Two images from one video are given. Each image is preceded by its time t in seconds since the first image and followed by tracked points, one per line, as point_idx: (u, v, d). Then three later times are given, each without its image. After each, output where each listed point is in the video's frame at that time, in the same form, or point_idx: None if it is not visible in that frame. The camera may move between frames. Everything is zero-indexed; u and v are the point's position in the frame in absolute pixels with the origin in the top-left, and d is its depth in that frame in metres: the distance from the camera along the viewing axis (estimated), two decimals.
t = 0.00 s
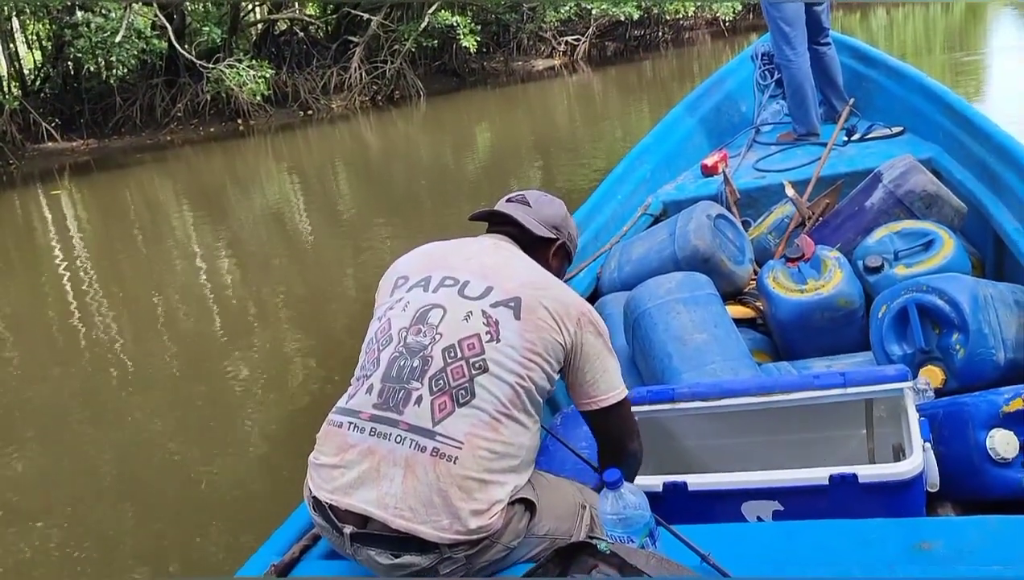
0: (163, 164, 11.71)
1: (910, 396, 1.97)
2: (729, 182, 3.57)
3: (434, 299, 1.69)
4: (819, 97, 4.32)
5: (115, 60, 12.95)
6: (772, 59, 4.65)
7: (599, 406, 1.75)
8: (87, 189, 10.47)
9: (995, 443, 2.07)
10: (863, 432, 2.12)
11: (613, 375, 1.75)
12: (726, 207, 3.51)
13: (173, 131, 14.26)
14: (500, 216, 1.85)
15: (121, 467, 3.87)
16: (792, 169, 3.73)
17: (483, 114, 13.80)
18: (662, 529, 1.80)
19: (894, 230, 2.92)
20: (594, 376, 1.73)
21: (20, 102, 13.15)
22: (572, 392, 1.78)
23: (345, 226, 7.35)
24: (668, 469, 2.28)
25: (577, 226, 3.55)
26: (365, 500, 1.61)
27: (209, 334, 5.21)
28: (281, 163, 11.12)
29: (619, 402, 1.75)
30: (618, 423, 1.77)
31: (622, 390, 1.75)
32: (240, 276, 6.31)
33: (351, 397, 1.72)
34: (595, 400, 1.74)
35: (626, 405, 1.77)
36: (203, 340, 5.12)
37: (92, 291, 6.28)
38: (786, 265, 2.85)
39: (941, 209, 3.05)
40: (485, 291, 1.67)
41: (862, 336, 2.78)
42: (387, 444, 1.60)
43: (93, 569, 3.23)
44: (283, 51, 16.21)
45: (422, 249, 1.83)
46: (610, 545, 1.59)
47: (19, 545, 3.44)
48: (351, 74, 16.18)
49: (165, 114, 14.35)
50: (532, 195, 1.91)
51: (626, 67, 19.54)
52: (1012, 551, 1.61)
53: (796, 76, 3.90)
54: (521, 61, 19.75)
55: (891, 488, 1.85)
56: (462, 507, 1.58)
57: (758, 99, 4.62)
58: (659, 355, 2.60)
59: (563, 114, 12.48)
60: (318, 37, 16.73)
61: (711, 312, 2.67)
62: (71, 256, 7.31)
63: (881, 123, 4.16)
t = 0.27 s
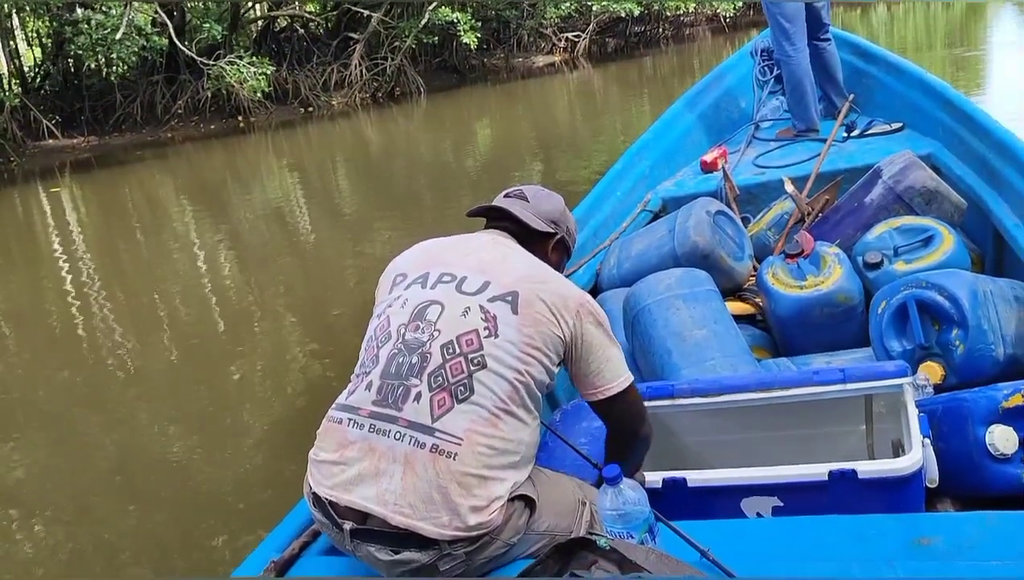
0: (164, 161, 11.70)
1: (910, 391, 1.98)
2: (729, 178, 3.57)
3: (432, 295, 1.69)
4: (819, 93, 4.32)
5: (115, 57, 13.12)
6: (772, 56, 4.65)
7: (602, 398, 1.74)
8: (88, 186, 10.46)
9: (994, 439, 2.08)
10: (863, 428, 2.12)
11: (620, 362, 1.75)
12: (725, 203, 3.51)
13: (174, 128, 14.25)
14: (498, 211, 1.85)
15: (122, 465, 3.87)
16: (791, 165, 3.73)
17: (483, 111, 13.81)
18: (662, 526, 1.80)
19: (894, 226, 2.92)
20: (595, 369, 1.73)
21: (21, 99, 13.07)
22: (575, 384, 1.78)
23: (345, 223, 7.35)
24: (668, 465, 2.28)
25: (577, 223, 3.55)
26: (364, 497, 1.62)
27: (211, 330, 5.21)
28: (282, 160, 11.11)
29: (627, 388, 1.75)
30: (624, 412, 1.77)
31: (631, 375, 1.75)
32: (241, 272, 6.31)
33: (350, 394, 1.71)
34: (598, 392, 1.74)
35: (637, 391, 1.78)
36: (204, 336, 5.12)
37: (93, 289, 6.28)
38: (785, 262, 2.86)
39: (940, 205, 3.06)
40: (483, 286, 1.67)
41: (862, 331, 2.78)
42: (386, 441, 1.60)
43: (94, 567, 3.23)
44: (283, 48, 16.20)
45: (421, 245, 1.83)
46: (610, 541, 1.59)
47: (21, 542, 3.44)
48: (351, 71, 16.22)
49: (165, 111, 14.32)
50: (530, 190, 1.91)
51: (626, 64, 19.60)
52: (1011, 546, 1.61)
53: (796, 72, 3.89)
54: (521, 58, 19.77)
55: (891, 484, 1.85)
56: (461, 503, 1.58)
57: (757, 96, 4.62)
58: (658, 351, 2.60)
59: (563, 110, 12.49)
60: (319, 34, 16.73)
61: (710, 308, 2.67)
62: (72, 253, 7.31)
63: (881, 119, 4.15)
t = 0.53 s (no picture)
0: (164, 159, 11.66)
1: (909, 388, 1.97)
2: (728, 174, 3.56)
3: (431, 293, 1.69)
4: (818, 89, 4.32)
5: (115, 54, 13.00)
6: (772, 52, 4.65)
7: (594, 399, 1.74)
8: (88, 184, 10.42)
9: (993, 435, 2.08)
10: (862, 425, 2.12)
11: (610, 367, 1.74)
12: (725, 200, 3.50)
13: (174, 126, 14.23)
14: (496, 209, 1.85)
15: (123, 462, 3.87)
16: (791, 162, 3.73)
17: (484, 107, 13.79)
18: (661, 522, 1.81)
19: (893, 222, 2.92)
20: (589, 369, 1.73)
21: (22, 96, 13.03)
22: (566, 385, 1.77)
23: (346, 220, 7.34)
24: (666, 462, 2.28)
25: (576, 220, 3.55)
26: (362, 494, 1.61)
27: (211, 328, 5.20)
28: (282, 157, 11.09)
29: (617, 394, 1.75)
30: (611, 419, 1.76)
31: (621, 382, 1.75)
32: (241, 270, 6.30)
33: (349, 391, 1.71)
34: (589, 394, 1.74)
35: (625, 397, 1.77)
36: (205, 334, 5.12)
37: (94, 286, 6.27)
38: (784, 258, 2.86)
39: (939, 202, 3.06)
40: (482, 284, 1.67)
41: (860, 328, 2.78)
42: (384, 438, 1.60)
43: (96, 565, 3.23)
44: (283, 45, 16.17)
45: (420, 242, 1.83)
46: (608, 539, 1.60)
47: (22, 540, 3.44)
48: (352, 68, 16.13)
49: (166, 109, 14.21)
50: (527, 187, 1.90)
51: (627, 60, 19.58)
52: (1010, 542, 1.61)
53: (795, 69, 3.89)
54: (522, 54, 19.74)
55: (890, 482, 1.85)
56: (460, 501, 1.58)
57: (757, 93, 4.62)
58: (658, 348, 2.60)
59: (563, 107, 12.48)
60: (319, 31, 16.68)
61: (710, 305, 2.67)
62: (72, 251, 7.28)
63: (880, 116, 4.16)
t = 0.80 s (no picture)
0: (165, 157, 11.64)
1: (909, 386, 1.97)
2: (728, 173, 3.56)
3: (428, 290, 1.68)
4: (818, 87, 4.32)
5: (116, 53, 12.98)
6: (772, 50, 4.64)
7: (587, 391, 1.73)
8: (89, 182, 10.40)
9: (993, 434, 2.07)
10: (862, 424, 2.12)
11: (604, 360, 1.73)
12: (724, 198, 3.50)
13: (175, 124, 14.20)
14: (496, 202, 1.84)
15: (124, 461, 3.86)
16: (790, 160, 3.73)
17: (485, 105, 13.77)
18: (661, 521, 1.80)
19: (893, 220, 2.92)
20: (583, 360, 1.72)
21: (23, 94, 13.02)
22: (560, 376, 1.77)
23: (347, 218, 7.33)
24: (666, 461, 2.28)
25: (576, 218, 3.55)
26: (361, 493, 1.61)
27: (212, 327, 5.19)
28: (283, 155, 11.07)
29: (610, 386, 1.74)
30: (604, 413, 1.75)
31: (615, 372, 1.74)
32: (242, 268, 6.29)
33: (347, 389, 1.71)
34: (580, 385, 1.73)
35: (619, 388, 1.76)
36: (205, 332, 5.11)
37: (95, 284, 6.26)
38: (784, 257, 2.86)
39: (939, 200, 3.06)
40: (478, 281, 1.66)
41: (860, 326, 2.78)
42: (382, 437, 1.60)
43: (97, 565, 3.22)
44: (284, 44, 16.13)
45: (416, 238, 1.82)
46: (607, 538, 1.60)
47: (24, 539, 3.43)
48: (353, 66, 16.12)
49: (167, 107, 14.23)
50: (526, 179, 1.90)
51: (628, 58, 19.57)
52: (1008, 541, 1.61)
53: (795, 67, 3.90)
54: (523, 53, 19.74)
55: (890, 480, 1.85)
56: (458, 500, 1.57)
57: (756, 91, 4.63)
58: (657, 346, 2.60)
59: (564, 105, 12.47)
60: (320, 29, 16.66)
61: (709, 304, 2.67)
62: (73, 250, 7.27)
63: (879, 114, 4.16)
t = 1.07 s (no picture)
0: (167, 156, 11.64)
1: (910, 385, 1.97)
2: (728, 172, 3.56)
3: (425, 291, 1.68)
4: (819, 86, 4.32)
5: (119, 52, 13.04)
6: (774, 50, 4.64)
7: (584, 391, 1.72)
8: (91, 181, 10.39)
9: (994, 434, 2.06)
10: (863, 423, 2.12)
11: (603, 358, 1.73)
12: (725, 198, 3.50)
13: (178, 123, 14.17)
14: (493, 202, 1.84)
15: (126, 461, 3.85)
16: (791, 160, 3.73)
17: (487, 105, 13.78)
18: (662, 521, 1.80)
19: (894, 220, 2.91)
20: (581, 360, 1.71)
21: (25, 94, 13.02)
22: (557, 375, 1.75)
23: (349, 217, 7.34)
24: (666, 460, 2.28)
25: (576, 217, 3.55)
26: (360, 494, 1.61)
27: (214, 326, 5.19)
28: (285, 154, 11.07)
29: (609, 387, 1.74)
30: (603, 413, 1.75)
31: (615, 373, 1.73)
32: (243, 267, 6.29)
33: (346, 390, 1.71)
34: (579, 384, 1.72)
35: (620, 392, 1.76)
36: (207, 332, 5.10)
37: (96, 284, 6.25)
38: (785, 257, 2.86)
39: (941, 199, 3.06)
40: (475, 280, 1.66)
41: (861, 326, 2.78)
42: (381, 437, 1.60)
43: (100, 564, 3.22)
44: (286, 43, 16.11)
45: (413, 239, 1.82)
46: (609, 537, 1.58)
47: (26, 538, 3.42)
48: (355, 65, 16.12)
49: (169, 106, 14.25)
50: (523, 177, 1.90)
51: (630, 57, 19.57)
52: (1009, 541, 1.61)
53: (797, 65, 3.90)
54: (524, 52, 19.74)
55: (891, 479, 1.85)
56: (459, 500, 1.57)
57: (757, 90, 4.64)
58: (658, 346, 2.60)
59: (566, 105, 12.48)
60: (321, 28, 16.67)
61: (711, 303, 2.66)
62: (75, 249, 7.27)
63: (880, 113, 4.16)
